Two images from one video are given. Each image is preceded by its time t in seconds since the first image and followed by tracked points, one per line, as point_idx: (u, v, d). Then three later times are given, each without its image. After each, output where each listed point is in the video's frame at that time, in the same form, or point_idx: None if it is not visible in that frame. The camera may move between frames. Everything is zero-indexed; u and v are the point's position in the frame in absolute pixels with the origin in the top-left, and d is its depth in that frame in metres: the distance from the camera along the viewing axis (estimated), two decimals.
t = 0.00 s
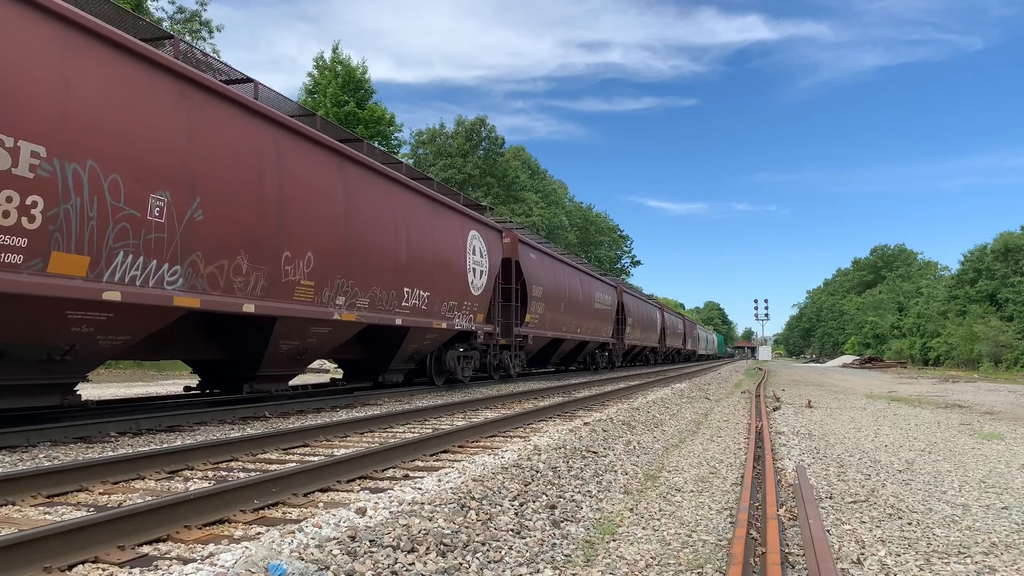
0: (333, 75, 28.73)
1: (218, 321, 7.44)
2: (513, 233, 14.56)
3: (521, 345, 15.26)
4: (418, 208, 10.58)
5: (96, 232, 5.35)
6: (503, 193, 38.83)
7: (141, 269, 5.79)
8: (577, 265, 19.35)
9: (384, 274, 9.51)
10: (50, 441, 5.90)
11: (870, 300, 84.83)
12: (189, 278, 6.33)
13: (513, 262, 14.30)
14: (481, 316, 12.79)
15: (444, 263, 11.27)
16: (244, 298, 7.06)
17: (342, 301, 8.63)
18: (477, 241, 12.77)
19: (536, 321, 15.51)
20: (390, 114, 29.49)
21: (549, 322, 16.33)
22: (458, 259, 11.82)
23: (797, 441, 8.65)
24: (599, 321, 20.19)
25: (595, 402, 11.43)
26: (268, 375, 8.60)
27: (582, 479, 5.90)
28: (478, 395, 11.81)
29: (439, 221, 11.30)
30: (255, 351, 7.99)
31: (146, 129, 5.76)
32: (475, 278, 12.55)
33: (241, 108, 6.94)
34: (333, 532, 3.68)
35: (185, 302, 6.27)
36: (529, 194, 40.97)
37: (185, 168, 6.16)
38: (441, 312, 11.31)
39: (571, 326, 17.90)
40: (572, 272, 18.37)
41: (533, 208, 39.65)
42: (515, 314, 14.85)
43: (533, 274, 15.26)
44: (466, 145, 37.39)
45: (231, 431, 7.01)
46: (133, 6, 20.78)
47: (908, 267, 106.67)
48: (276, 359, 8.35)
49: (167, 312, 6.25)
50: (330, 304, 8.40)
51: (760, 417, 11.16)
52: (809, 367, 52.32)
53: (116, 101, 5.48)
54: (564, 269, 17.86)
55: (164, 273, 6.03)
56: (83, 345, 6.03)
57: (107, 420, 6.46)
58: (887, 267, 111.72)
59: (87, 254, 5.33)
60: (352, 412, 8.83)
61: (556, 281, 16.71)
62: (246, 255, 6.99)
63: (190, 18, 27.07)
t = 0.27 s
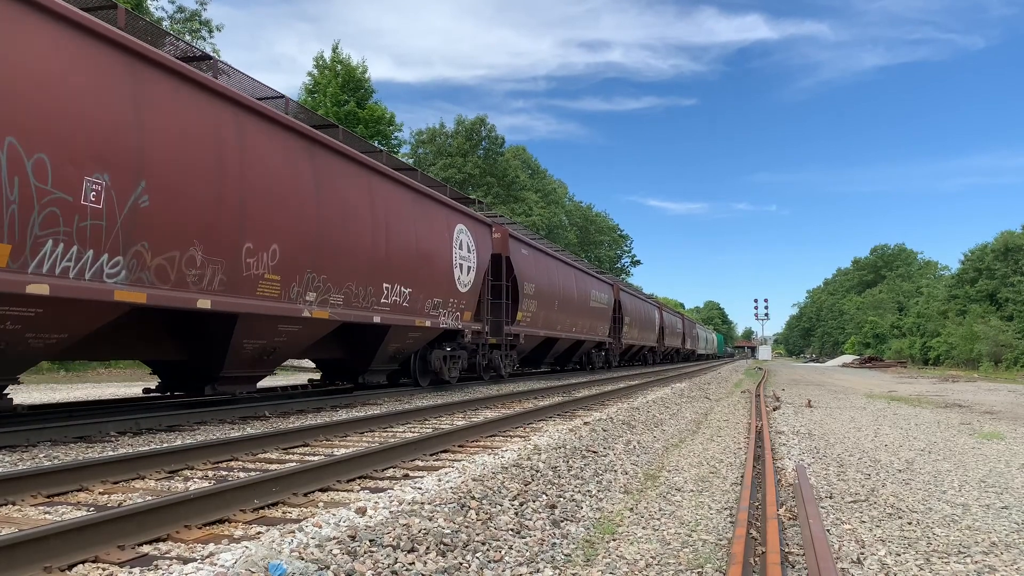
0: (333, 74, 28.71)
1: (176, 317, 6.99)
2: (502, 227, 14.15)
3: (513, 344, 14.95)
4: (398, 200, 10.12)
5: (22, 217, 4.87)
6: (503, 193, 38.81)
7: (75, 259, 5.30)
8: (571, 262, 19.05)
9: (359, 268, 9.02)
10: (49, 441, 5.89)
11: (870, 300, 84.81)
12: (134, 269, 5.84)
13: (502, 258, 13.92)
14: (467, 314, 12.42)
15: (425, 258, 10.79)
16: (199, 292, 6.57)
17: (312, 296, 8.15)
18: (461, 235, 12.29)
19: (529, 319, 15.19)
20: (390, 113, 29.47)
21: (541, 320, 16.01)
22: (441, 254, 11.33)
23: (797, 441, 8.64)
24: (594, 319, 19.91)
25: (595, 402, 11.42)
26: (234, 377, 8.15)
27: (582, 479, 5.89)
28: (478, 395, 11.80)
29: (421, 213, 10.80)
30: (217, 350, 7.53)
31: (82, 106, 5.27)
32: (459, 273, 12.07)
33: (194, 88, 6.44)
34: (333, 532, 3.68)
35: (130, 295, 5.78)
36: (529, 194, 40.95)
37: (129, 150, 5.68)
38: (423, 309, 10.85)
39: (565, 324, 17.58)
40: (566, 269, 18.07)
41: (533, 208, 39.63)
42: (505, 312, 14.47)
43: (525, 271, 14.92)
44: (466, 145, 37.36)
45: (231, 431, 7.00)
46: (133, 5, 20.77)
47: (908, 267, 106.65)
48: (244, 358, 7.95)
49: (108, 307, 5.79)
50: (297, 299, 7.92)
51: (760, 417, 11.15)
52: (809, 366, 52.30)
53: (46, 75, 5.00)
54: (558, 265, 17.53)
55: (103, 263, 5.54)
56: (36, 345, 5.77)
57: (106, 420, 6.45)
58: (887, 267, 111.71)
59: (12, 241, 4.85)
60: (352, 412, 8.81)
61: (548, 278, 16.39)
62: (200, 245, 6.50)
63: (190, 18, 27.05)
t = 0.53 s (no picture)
0: (333, 75, 28.72)
1: (126, 316, 6.45)
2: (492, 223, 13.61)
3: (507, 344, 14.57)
4: (380, 191, 9.47)
5: None
6: (504, 193, 38.82)
7: None
8: (566, 259, 18.65)
9: (334, 262, 8.37)
10: (50, 441, 5.89)
11: (870, 300, 84.80)
12: (67, 261, 5.17)
13: (493, 254, 13.42)
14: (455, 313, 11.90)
15: (410, 253, 10.16)
16: (145, 288, 5.90)
17: (278, 292, 7.48)
18: (449, 230, 11.63)
19: (523, 318, 14.79)
20: (391, 113, 29.47)
21: (536, 319, 15.63)
22: (427, 250, 10.71)
23: (797, 441, 8.65)
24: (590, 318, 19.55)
25: (595, 402, 11.42)
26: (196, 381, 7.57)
27: (582, 479, 5.90)
28: (478, 395, 11.81)
29: (405, 205, 10.15)
30: (173, 352, 6.93)
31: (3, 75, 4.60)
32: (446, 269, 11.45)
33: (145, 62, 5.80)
34: (333, 532, 3.68)
35: (61, 290, 5.12)
36: (529, 194, 40.97)
37: (61, 128, 5.00)
38: (406, 308, 10.24)
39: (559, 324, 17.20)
40: (560, 267, 17.68)
41: (533, 208, 39.67)
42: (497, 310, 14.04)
43: (518, 268, 14.48)
44: (466, 145, 37.36)
45: (231, 431, 7.00)
46: (134, 5, 20.79)
47: (908, 267, 106.62)
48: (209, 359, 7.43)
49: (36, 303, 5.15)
50: (261, 296, 7.26)
51: (760, 417, 11.15)
52: (809, 367, 52.29)
53: None
54: (552, 263, 17.12)
55: (28, 254, 4.87)
56: None
57: (107, 420, 6.46)
58: (887, 267, 111.73)
59: None
60: (352, 412, 8.82)
61: (542, 276, 15.96)
62: (147, 236, 5.81)
63: (190, 18, 27.06)
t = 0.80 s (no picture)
0: (333, 75, 28.71)
1: (68, 311, 5.90)
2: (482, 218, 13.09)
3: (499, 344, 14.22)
4: (357, 183, 8.99)
5: None
6: (504, 193, 38.81)
7: None
8: (561, 257, 18.27)
9: (305, 255, 7.83)
10: (50, 441, 5.89)
11: (870, 300, 84.80)
12: None
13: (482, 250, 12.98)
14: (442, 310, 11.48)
15: (389, 247, 9.65)
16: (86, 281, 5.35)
17: (241, 288, 6.94)
18: (433, 223, 11.12)
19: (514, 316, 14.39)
20: (390, 113, 29.45)
21: (529, 318, 15.24)
22: (409, 244, 10.19)
23: (797, 441, 8.64)
24: (585, 317, 19.19)
25: (594, 402, 11.42)
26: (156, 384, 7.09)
27: (582, 479, 5.89)
28: (478, 395, 11.81)
29: (384, 197, 9.63)
30: (122, 352, 6.41)
31: None
32: (430, 264, 10.95)
33: (90, 34, 5.29)
34: (332, 532, 3.68)
35: None
36: (529, 194, 40.97)
37: None
38: (386, 305, 9.75)
39: (553, 323, 16.82)
40: (555, 264, 17.31)
41: (533, 208, 39.70)
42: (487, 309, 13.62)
43: (510, 265, 14.07)
44: (466, 145, 37.36)
45: (231, 431, 7.00)
46: (134, 5, 20.79)
47: (908, 267, 106.61)
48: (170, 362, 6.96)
49: None
50: (222, 291, 6.72)
51: (760, 417, 11.15)
52: (809, 367, 52.29)
53: None
54: (546, 260, 16.72)
55: None
56: None
57: (107, 420, 6.45)
58: (887, 267, 111.73)
59: None
60: (352, 412, 8.82)
61: (536, 273, 15.55)
62: (88, 224, 5.27)
63: (190, 18, 27.05)
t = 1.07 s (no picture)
0: (333, 74, 28.71)
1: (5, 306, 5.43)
2: (471, 213, 12.61)
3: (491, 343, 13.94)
4: (336, 175, 8.54)
5: None
6: (504, 193, 38.83)
7: None
8: (556, 255, 17.91)
9: (273, 249, 7.38)
10: (49, 441, 5.89)
11: (870, 300, 84.80)
12: None
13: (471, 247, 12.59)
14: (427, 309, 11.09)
15: (369, 241, 9.18)
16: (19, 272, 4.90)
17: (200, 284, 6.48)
18: (418, 217, 10.65)
19: (505, 315, 14.05)
20: (391, 114, 29.46)
21: (521, 316, 14.90)
22: (390, 239, 9.74)
23: (797, 441, 8.65)
24: (581, 316, 18.86)
25: (594, 402, 11.44)
26: (120, 388, 6.76)
27: (582, 479, 5.90)
28: (479, 395, 11.84)
29: (364, 189, 9.16)
30: (70, 354, 5.97)
31: None
32: (414, 260, 10.49)
33: (59, 19, 5.08)
34: (333, 532, 3.68)
35: None
36: (529, 195, 40.99)
37: None
38: (366, 303, 9.32)
39: (547, 322, 16.47)
40: (550, 262, 16.94)
41: (533, 208, 39.76)
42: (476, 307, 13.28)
43: (501, 263, 13.69)
44: (466, 145, 37.37)
45: (231, 431, 7.01)
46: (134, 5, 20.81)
47: (908, 267, 106.62)
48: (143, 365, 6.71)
49: None
50: (179, 286, 6.26)
51: (760, 417, 11.16)
52: (809, 367, 52.29)
53: None
54: (540, 257, 16.36)
55: None
56: None
57: (107, 420, 6.46)
58: (887, 267, 111.78)
59: None
60: (352, 412, 8.84)
61: (528, 271, 15.18)
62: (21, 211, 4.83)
63: (190, 18, 27.06)
